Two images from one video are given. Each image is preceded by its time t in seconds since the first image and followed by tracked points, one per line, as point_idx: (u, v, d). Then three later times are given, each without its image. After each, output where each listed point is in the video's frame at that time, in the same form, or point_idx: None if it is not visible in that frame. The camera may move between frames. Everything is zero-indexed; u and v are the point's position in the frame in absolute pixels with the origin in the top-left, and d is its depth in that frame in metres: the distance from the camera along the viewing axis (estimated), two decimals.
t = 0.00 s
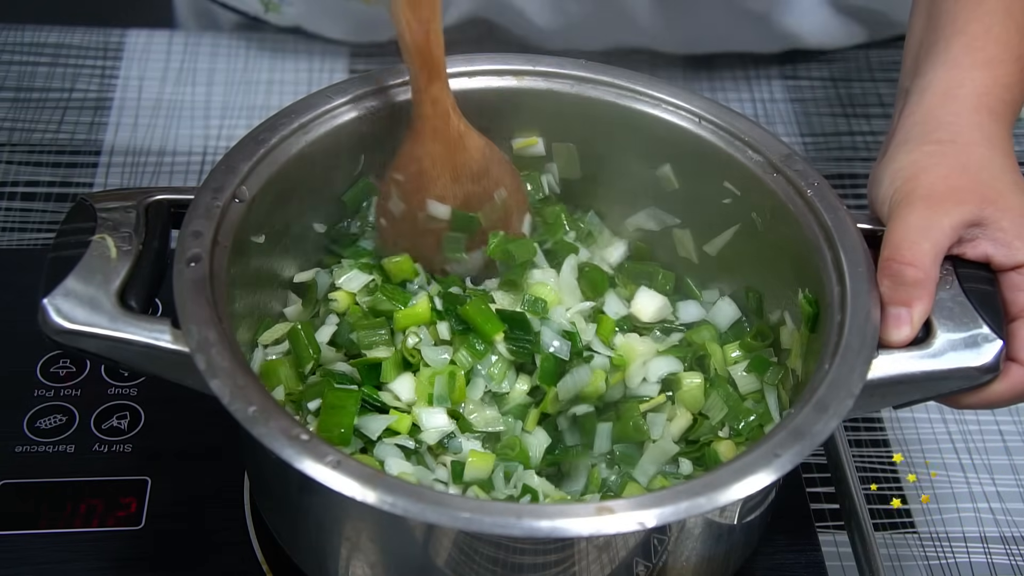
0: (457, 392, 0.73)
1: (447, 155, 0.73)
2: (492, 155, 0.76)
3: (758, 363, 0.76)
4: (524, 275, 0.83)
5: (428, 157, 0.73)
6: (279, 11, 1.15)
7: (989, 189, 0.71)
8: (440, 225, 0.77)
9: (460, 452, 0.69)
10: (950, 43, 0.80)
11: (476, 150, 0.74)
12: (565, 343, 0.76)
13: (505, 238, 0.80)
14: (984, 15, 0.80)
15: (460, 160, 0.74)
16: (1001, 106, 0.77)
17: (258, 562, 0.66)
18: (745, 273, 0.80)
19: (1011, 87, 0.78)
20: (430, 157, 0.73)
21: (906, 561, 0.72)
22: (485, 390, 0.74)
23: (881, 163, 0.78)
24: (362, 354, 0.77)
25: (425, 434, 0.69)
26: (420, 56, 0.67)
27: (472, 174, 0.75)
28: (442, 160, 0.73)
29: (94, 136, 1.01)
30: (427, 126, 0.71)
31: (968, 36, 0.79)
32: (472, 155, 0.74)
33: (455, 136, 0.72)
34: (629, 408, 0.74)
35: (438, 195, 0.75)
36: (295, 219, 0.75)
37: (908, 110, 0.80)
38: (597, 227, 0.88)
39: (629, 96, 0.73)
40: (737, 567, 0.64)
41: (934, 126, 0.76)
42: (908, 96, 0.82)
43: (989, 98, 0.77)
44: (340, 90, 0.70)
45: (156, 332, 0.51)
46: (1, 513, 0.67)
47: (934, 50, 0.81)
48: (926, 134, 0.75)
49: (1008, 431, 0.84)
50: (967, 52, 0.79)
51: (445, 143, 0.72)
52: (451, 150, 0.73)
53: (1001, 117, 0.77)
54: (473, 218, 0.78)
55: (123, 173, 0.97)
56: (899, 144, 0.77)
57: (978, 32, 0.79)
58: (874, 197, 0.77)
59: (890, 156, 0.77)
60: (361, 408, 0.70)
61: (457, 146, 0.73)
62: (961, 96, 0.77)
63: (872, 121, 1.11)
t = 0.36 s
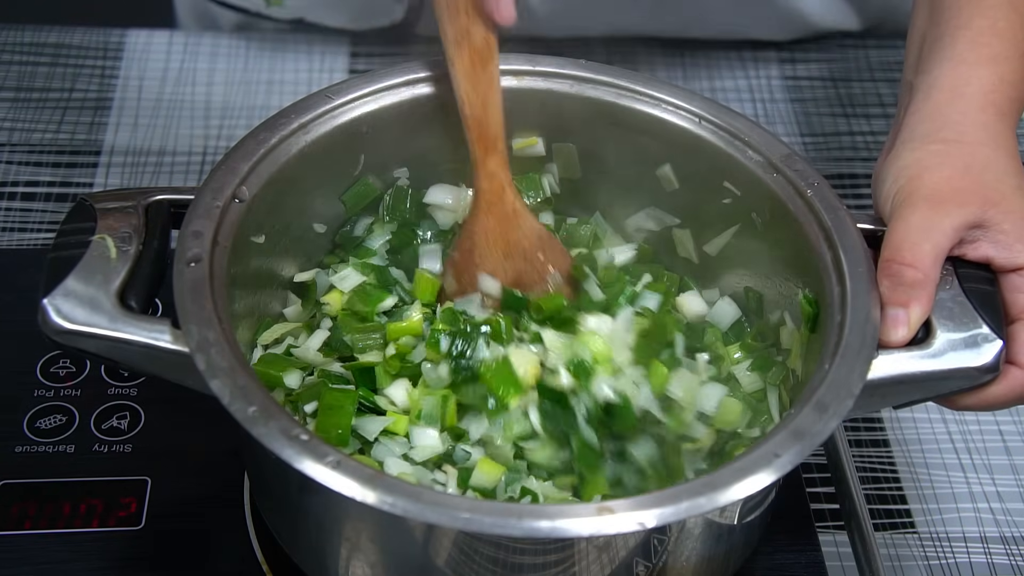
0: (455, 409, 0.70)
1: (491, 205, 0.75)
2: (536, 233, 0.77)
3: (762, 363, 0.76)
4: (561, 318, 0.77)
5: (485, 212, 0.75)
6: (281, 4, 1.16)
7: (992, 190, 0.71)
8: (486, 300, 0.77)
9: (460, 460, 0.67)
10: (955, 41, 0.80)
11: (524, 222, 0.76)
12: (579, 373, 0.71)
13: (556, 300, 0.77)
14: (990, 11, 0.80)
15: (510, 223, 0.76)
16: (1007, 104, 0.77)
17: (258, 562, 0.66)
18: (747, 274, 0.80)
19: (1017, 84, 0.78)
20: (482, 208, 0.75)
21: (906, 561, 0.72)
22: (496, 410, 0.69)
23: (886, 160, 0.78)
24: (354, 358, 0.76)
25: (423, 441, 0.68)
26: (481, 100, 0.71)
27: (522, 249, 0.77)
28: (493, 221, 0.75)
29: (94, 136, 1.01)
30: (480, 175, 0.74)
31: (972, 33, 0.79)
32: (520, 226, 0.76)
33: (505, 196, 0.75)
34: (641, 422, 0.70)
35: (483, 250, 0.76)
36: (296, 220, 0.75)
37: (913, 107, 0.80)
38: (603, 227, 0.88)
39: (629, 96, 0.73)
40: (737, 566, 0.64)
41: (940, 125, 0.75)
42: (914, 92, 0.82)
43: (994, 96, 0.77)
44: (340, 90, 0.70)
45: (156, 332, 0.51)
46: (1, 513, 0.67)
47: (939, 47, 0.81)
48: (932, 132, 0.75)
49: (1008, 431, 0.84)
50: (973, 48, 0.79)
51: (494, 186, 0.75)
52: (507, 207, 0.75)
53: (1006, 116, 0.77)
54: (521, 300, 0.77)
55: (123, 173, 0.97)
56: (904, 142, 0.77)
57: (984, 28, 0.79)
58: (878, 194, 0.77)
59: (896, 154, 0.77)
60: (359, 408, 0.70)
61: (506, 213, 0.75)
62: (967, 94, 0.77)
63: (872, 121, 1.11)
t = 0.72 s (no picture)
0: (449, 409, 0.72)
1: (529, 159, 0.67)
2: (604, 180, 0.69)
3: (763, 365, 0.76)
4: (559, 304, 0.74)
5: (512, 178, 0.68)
6: None
7: (992, 189, 0.71)
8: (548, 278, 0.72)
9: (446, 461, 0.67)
10: (955, 41, 0.80)
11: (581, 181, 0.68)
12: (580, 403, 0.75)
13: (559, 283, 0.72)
14: (990, 11, 0.80)
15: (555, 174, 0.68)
16: (1006, 104, 0.77)
17: (258, 562, 0.65)
18: (747, 274, 0.80)
19: (1017, 84, 0.78)
20: (518, 171, 0.68)
21: (906, 561, 0.72)
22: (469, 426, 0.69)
23: (886, 161, 0.78)
24: (359, 355, 0.77)
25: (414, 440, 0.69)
26: (534, 63, 0.64)
27: (573, 211, 0.69)
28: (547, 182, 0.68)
29: (94, 136, 1.01)
30: (520, 139, 0.67)
31: (972, 33, 0.79)
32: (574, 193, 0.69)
33: (558, 154, 0.67)
34: (635, 430, 0.71)
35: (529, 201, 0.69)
36: (295, 219, 0.75)
37: (913, 108, 0.80)
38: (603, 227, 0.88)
39: (629, 95, 0.73)
40: (737, 566, 0.64)
41: (941, 125, 0.75)
42: (913, 93, 0.82)
43: (994, 96, 0.77)
44: (340, 90, 0.70)
45: (156, 332, 0.51)
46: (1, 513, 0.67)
47: (939, 47, 0.81)
48: (931, 133, 0.75)
49: (1008, 431, 0.84)
50: (973, 48, 0.79)
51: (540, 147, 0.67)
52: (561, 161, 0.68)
53: (1007, 116, 0.77)
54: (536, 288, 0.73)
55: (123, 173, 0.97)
56: (904, 143, 0.77)
57: (983, 28, 0.79)
58: (878, 195, 0.77)
59: (895, 155, 0.77)
60: (358, 408, 0.70)
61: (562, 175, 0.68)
62: (967, 94, 0.77)
63: (872, 121, 1.11)
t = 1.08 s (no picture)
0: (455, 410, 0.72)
1: (604, 342, 0.62)
2: (686, 375, 0.60)
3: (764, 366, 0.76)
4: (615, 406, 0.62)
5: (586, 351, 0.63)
6: None
7: (991, 189, 0.71)
8: (601, 472, 0.62)
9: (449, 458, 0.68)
10: (954, 40, 0.80)
11: (655, 375, 0.61)
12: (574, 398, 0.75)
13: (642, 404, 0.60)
14: (990, 9, 0.80)
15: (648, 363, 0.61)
16: (1006, 103, 0.77)
17: (258, 562, 0.66)
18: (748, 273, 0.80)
19: (1017, 83, 0.78)
20: (594, 343, 0.63)
21: (906, 561, 0.72)
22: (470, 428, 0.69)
23: (887, 162, 0.78)
24: (361, 355, 0.77)
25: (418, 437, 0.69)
26: (638, 228, 0.60)
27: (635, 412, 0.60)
28: (624, 369, 0.62)
29: (94, 136, 1.01)
30: (599, 320, 0.62)
31: (971, 32, 0.79)
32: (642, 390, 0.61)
33: (649, 339, 0.61)
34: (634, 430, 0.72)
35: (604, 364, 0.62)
36: (296, 219, 0.75)
37: (914, 108, 0.80)
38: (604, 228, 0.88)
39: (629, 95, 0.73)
40: (737, 566, 0.64)
41: (942, 125, 0.75)
42: (914, 93, 0.81)
43: (995, 95, 0.77)
44: (341, 90, 0.70)
45: (156, 332, 0.51)
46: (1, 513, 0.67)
47: (939, 47, 0.81)
48: (931, 132, 0.75)
49: (1008, 431, 0.84)
50: (973, 47, 0.79)
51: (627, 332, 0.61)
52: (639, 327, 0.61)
53: (1007, 116, 0.77)
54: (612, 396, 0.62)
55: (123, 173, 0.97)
56: (904, 143, 0.77)
57: (984, 27, 0.79)
58: (879, 196, 0.77)
59: (896, 155, 0.77)
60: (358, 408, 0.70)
61: (638, 318, 0.61)
62: (967, 93, 0.76)
63: (872, 121, 1.11)
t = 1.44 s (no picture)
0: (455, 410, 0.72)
1: (622, 177, 0.67)
2: (636, 173, 0.67)
3: (762, 369, 0.76)
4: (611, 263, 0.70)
5: (619, 240, 0.69)
6: None
7: (992, 189, 0.71)
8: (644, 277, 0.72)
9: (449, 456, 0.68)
10: (956, 41, 0.80)
11: (610, 177, 0.67)
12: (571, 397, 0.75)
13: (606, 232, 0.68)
14: (992, 11, 0.80)
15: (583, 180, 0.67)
16: (1008, 104, 0.77)
17: (258, 562, 0.66)
18: (749, 274, 0.80)
19: (1018, 84, 0.78)
20: (621, 177, 0.67)
21: (906, 561, 0.72)
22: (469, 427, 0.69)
23: (887, 162, 0.78)
24: (361, 355, 0.77)
25: (419, 436, 0.69)
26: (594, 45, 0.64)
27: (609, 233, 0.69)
28: (586, 189, 0.67)
29: (94, 136, 1.01)
30: (580, 159, 0.67)
31: (973, 33, 0.79)
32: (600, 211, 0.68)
33: (606, 158, 0.67)
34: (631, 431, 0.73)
35: (577, 208, 0.68)
36: (296, 219, 0.75)
37: (915, 108, 0.80)
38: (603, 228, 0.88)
39: (630, 95, 0.73)
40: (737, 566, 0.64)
41: (942, 125, 0.75)
42: (915, 94, 0.82)
43: (996, 96, 0.77)
44: (341, 89, 0.70)
45: (156, 331, 0.51)
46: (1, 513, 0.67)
47: (941, 48, 0.81)
48: (932, 132, 0.75)
49: (1008, 431, 0.84)
50: (974, 48, 0.79)
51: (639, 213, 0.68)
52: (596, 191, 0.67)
53: (1008, 116, 0.77)
54: (608, 230, 0.68)
55: (123, 173, 0.97)
56: (905, 142, 0.77)
57: (985, 28, 0.79)
58: (879, 195, 0.78)
59: (896, 154, 0.77)
60: (359, 408, 0.70)
61: (596, 156, 0.67)
62: (968, 93, 0.77)
63: (872, 121, 1.11)
